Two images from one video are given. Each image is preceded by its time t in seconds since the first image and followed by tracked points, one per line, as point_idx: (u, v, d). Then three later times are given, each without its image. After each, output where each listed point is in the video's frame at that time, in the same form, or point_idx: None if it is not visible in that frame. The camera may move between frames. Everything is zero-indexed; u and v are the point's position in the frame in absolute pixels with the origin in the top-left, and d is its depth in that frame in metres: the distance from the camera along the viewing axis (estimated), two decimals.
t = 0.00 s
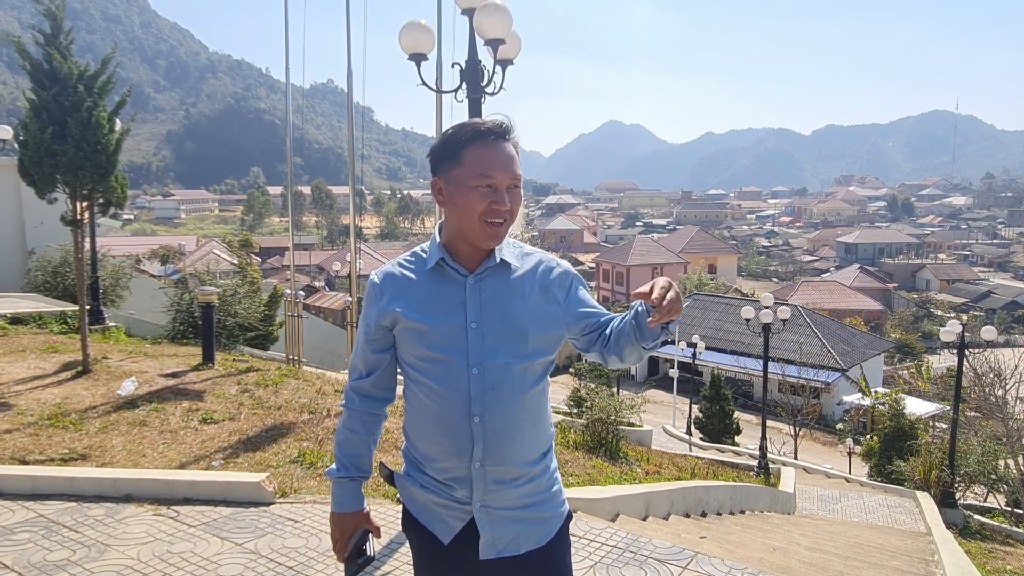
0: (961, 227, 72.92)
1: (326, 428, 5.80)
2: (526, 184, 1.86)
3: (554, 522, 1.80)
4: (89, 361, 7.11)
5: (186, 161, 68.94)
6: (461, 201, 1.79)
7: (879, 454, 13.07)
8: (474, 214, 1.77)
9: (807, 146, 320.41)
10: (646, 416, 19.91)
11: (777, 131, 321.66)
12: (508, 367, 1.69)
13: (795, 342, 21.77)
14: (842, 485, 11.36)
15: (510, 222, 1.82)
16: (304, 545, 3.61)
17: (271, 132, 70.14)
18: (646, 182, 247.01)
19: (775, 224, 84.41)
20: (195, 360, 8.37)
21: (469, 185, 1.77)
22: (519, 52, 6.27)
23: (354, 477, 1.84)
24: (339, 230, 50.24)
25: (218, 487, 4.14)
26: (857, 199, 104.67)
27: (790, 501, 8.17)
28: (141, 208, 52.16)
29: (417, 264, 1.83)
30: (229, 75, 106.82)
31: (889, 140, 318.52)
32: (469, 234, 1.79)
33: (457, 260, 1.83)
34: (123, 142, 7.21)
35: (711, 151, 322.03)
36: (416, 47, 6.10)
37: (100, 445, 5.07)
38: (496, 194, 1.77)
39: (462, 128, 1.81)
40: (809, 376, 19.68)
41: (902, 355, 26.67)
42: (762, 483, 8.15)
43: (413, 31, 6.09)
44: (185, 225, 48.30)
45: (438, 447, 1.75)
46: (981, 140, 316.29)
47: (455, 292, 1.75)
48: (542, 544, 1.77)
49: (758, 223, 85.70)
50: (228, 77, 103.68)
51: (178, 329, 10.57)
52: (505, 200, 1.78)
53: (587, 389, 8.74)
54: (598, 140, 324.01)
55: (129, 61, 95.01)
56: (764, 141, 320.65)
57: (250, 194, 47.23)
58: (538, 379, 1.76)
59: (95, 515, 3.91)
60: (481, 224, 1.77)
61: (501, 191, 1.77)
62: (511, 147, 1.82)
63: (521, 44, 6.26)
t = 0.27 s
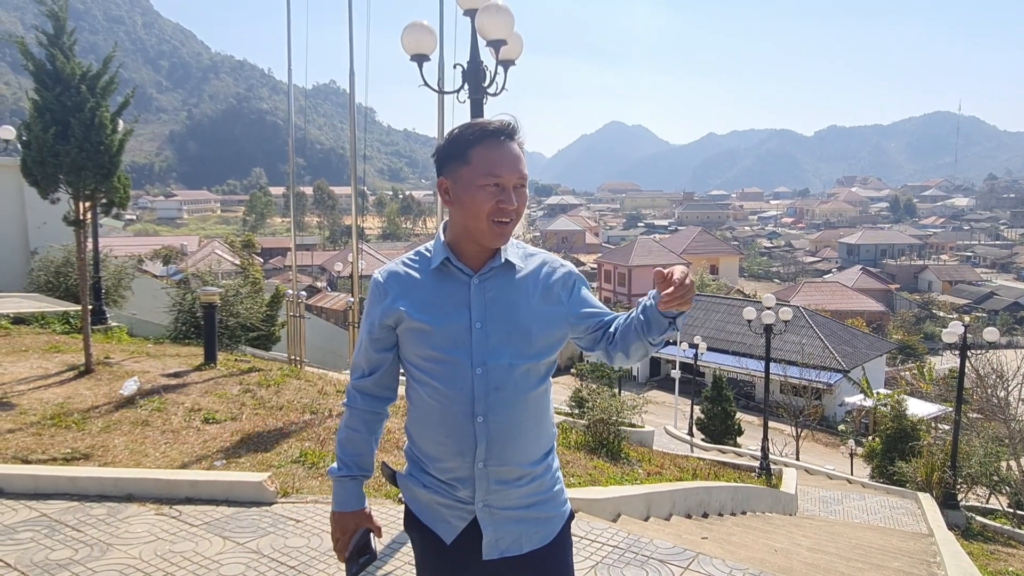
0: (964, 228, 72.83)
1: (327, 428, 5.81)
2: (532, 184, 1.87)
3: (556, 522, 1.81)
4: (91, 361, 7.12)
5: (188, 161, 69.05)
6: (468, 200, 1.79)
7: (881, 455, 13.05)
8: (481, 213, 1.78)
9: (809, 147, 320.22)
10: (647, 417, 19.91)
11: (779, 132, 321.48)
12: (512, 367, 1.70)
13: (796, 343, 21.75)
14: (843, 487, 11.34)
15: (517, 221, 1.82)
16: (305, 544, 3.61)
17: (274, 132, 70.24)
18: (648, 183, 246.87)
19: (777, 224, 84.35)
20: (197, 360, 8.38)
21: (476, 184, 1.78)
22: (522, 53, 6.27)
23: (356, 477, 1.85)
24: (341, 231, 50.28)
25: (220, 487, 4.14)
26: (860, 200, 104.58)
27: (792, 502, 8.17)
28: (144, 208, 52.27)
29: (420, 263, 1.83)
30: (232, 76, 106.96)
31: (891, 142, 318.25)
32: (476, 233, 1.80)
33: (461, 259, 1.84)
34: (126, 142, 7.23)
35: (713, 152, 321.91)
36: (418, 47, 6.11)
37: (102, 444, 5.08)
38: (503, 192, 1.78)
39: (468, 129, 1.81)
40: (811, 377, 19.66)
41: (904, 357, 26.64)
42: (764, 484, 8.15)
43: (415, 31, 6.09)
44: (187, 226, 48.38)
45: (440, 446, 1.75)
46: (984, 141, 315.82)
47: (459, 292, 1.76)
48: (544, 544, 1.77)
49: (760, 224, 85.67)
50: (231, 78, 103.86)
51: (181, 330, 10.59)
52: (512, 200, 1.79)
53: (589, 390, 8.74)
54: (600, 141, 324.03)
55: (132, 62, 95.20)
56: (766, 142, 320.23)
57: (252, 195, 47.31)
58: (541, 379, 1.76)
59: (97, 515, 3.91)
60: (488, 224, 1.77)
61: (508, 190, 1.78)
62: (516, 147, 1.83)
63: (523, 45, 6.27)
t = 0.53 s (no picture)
0: (966, 229, 72.73)
1: (329, 428, 5.81)
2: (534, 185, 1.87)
3: (557, 521, 1.81)
4: (93, 361, 7.13)
5: (190, 161, 69.12)
6: (473, 198, 1.80)
7: (882, 456, 13.03)
8: (485, 212, 1.78)
9: (811, 148, 320.02)
10: (648, 418, 19.91)
11: (781, 132, 321.35)
12: (514, 367, 1.71)
13: (798, 343, 21.73)
14: (845, 488, 11.33)
15: (518, 222, 1.83)
16: (306, 544, 3.62)
17: (275, 133, 70.30)
18: (650, 183, 246.75)
19: (779, 225, 84.30)
20: (199, 360, 8.39)
21: (480, 183, 1.78)
22: (524, 53, 6.28)
23: (358, 476, 1.85)
24: (343, 231, 50.32)
25: (222, 487, 4.15)
26: (862, 201, 104.48)
27: (793, 503, 8.16)
28: (146, 209, 52.37)
29: (422, 264, 1.83)
30: (234, 77, 107.06)
31: (893, 142, 317.95)
32: (480, 232, 1.80)
33: (463, 258, 1.84)
34: (128, 142, 7.23)
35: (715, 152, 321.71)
36: (420, 48, 6.12)
37: (105, 444, 5.09)
38: (507, 192, 1.78)
39: (470, 129, 1.81)
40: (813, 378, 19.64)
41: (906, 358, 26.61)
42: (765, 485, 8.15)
43: (418, 32, 6.10)
44: (189, 226, 48.44)
45: (443, 445, 1.76)
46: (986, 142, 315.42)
47: (462, 291, 1.76)
48: (547, 543, 1.77)
49: (762, 225, 85.62)
50: (233, 78, 104.01)
51: (182, 330, 10.60)
52: (516, 199, 1.79)
53: (590, 391, 8.75)
54: (601, 141, 324.00)
55: (134, 62, 95.36)
56: (768, 143, 319.94)
57: (254, 195, 47.38)
58: (543, 378, 1.77)
59: (99, 515, 3.92)
60: (493, 224, 1.78)
61: (512, 190, 1.78)
62: (519, 146, 1.83)
63: (525, 45, 6.27)
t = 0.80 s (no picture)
0: (968, 230, 72.65)
1: (331, 428, 5.82)
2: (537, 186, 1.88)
3: (557, 520, 1.81)
4: (95, 360, 7.14)
5: (192, 161, 69.20)
6: (479, 198, 1.80)
7: (883, 457, 13.02)
8: (491, 211, 1.79)
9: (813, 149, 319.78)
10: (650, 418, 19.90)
11: (783, 133, 321.22)
12: (515, 368, 1.71)
13: (800, 344, 21.71)
14: (846, 489, 11.32)
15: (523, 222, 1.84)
16: (307, 544, 3.62)
17: (277, 133, 70.36)
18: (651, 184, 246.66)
19: (781, 226, 84.27)
20: (200, 360, 8.40)
21: (486, 181, 1.78)
22: (525, 54, 6.27)
23: (358, 476, 1.85)
24: (344, 231, 50.37)
25: (223, 486, 4.16)
26: (864, 202, 104.42)
27: (794, 504, 8.16)
28: (148, 209, 52.46)
29: (423, 262, 1.84)
30: (236, 77, 107.16)
31: (895, 143, 317.68)
32: (484, 231, 1.81)
33: (465, 258, 1.84)
34: (130, 142, 7.25)
35: (717, 153, 321.74)
36: (422, 48, 6.12)
37: (106, 443, 5.09)
38: (513, 191, 1.79)
39: (474, 129, 1.82)
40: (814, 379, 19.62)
41: (907, 359, 26.58)
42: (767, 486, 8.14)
43: (419, 32, 6.11)
44: (191, 226, 48.51)
45: (443, 444, 1.76)
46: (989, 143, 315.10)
47: (463, 291, 1.76)
48: (546, 543, 1.78)
49: (763, 225, 85.56)
50: (235, 79, 104.19)
51: (184, 329, 10.62)
52: (521, 198, 1.80)
53: (592, 391, 8.75)
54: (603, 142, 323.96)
55: (137, 62, 95.57)
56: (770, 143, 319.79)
57: (256, 195, 47.44)
58: (543, 377, 1.78)
59: (100, 514, 3.92)
60: (498, 222, 1.78)
61: (517, 189, 1.79)
62: (522, 145, 1.84)
63: (527, 45, 6.27)
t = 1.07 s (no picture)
0: (969, 230, 72.61)
1: (331, 427, 5.81)
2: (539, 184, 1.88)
3: (558, 521, 1.81)
4: (96, 360, 7.14)
5: (193, 162, 69.27)
6: (483, 198, 1.80)
7: (884, 458, 13.01)
8: (495, 211, 1.78)
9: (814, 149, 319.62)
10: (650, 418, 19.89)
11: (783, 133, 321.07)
12: (516, 368, 1.71)
13: (801, 344, 21.70)
14: (847, 489, 11.30)
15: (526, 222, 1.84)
16: (308, 543, 3.62)
17: (278, 133, 70.43)
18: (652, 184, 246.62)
19: (782, 226, 84.26)
20: (201, 359, 8.41)
21: (490, 181, 1.78)
22: (526, 53, 6.27)
23: (360, 476, 1.85)
24: (345, 231, 50.42)
25: (224, 485, 4.16)
26: (865, 202, 104.40)
27: (795, 504, 8.16)
28: (149, 209, 52.55)
29: (424, 262, 1.83)
30: (237, 76, 107.22)
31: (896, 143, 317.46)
32: (489, 231, 1.81)
33: (467, 257, 1.85)
34: (131, 142, 7.25)
35: (717, 153, 321.65)
36: (423, 48, 6.12)
37: (107, 443, 5.09)
38: (518, 191, 1.79)
39: (478, 128, 1.81)
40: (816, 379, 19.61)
41: (909, 359, 26.56)
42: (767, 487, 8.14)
43: (420, 31, 6.11)
44: (192, 226, 48.57)
45: (445, 443, 1.75)
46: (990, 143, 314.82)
47: (464, 290, 1.76)
48: (548, 542, 1.77)
49: (764, 225, 85.53)
50: (236, 79, 104.30)
51: (185, 329, 10.63)
52: (525, 197, 1.80)
53: (592, 391, 8.75)
54: (604, 142, 323.97)
55: (139, 62, 95.70)
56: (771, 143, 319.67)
57: (257, 195, 47.49)
58: (544, 376, 1.78)
59: (100, 514, 3.92)
60: (504, 223, 1.79)
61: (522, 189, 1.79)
62: (524, 145, 1.83)
63: (527, 45, 6.26)
